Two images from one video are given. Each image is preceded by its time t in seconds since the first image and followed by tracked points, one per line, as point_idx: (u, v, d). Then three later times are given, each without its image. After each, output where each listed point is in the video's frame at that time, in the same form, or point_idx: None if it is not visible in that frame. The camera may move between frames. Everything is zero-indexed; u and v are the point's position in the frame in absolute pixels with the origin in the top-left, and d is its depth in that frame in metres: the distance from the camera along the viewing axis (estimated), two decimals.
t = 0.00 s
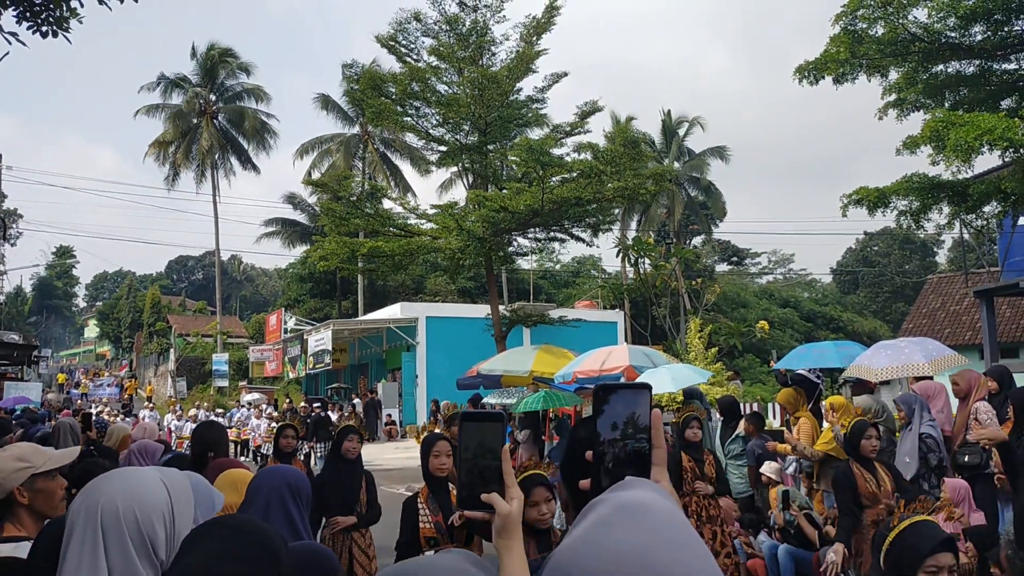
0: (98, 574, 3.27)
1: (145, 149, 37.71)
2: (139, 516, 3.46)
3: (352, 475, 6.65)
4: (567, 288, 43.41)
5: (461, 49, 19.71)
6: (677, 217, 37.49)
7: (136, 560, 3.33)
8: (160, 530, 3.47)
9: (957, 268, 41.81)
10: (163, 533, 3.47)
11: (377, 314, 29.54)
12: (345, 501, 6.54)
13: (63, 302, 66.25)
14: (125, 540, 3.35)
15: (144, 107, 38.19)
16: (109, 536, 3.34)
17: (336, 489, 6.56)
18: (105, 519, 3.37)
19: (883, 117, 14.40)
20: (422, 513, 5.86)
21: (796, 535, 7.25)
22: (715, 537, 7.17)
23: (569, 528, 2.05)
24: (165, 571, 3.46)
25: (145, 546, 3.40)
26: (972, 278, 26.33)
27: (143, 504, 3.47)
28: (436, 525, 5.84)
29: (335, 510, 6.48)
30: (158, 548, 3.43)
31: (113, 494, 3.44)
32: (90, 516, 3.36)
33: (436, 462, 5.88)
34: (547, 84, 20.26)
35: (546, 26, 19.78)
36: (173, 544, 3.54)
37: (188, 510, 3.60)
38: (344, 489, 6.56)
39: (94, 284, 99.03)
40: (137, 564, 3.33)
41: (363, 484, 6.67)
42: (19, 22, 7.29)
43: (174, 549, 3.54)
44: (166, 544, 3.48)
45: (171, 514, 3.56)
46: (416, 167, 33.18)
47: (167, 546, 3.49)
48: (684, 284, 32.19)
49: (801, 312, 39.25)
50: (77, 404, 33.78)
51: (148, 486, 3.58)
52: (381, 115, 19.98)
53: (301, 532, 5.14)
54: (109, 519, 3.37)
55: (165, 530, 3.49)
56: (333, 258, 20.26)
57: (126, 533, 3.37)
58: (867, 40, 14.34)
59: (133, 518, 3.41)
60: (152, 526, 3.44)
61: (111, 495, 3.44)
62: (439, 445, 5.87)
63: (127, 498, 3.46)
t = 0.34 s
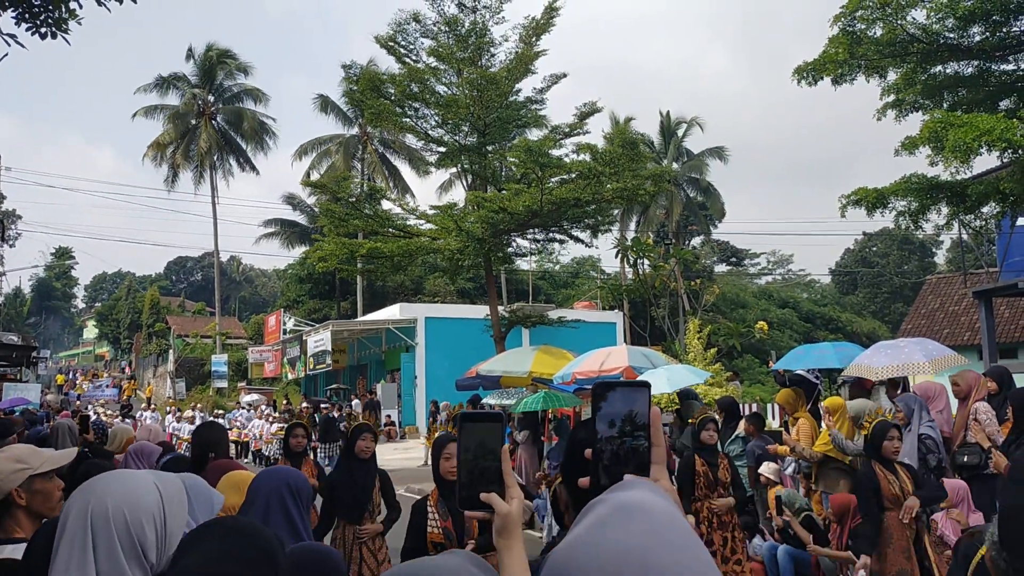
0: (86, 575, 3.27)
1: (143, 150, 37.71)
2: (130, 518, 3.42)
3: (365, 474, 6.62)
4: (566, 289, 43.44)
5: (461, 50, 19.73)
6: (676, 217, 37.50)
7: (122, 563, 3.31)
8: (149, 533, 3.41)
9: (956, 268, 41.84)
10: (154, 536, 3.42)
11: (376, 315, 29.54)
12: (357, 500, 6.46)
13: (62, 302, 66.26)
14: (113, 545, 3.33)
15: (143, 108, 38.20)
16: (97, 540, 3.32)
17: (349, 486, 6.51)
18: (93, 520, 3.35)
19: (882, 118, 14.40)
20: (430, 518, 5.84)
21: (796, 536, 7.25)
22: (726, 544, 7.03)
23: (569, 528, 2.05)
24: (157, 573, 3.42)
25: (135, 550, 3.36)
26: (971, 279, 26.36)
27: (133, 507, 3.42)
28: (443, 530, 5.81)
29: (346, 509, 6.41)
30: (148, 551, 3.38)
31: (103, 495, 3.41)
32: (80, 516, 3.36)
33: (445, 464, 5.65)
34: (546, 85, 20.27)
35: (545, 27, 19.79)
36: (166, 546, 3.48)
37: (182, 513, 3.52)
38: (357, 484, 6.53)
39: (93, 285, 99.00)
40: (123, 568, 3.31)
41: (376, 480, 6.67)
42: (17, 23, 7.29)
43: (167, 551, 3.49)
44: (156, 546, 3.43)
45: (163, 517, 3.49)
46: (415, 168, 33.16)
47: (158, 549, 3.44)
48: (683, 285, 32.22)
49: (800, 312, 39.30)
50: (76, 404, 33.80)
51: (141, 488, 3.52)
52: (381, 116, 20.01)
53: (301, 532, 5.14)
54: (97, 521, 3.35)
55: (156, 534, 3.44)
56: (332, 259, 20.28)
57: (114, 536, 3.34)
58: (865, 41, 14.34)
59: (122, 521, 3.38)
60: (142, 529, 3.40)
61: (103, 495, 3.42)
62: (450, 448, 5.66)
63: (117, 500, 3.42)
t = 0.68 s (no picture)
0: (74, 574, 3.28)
1: (142, 151, 37.68)
2: (120, 518, 3.41)
3: (370, 477, 6.54)
4: (565, 289, 43.46)
5: (460, 50, 19.74)
6: (675, 218, 37.51)
7: (111, 565, 3.31)
8: (139, 534, 3.40)
9: (955, 268, 41.87)
10: (143, 538, 3.41)
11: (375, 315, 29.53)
12: (364, 500, 6.44)
13: (60, 303, 66.16)
14: (102, 545, 3.33)
15: (142, 109, 38.19)
16: (86, 539, 3.33)
17: (355, 490, 6.45)
18: (83, 520, 3.34)
19: (881, 118, 14.40)
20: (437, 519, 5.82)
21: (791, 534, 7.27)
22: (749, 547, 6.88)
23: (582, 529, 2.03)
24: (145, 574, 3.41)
25: (124, 552, 3.36)
26: (970, 279, 26.39)
27: (122, 507, 3.40)
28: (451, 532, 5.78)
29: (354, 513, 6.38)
30: (137, 554, 3.38)
31: (94, 495, 3.40)
32: (70, 516, 3.35)
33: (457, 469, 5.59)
34: (545, 86, 20.27)
35: (544, 27, 19.78)
36: (156, 548, 3.46)
37: (173, 514, 3.49)
38: (363, 489, 6.46)
39: (92, 286, 98.93)
40: (112, 570, 3.31)
41: (383, 484, 6.57)
42: (16, 23, 7.28)
43: (157, 552, 3.47)
44: (146, 548, 3.42)
45: (154, 519, 3.46)
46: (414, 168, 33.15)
47: (147, 550, 3.42)
48: (682, 285, 32.24)
49: (799, 313, 39.36)
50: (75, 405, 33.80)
51: (132, 488, 3.49)
52: (380, 116, 20.01)
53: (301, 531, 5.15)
54: (87, 521, 3.35)
55: (146, 535, 3.42)
56: (331, 259, 20.28)
57: (103, 535, 3.34)
58: (864, 41, 14.34)
59: (111, 522, 3.37)
60: (132, 529, 3.39)
61: (93, 496, 3.40)
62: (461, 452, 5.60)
63: (107, 499, 3.41)
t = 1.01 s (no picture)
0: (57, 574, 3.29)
1: (140, 151, 37.65)
2: (106, 517, 3.40)
3: (380, 483, 6.33)
4: (564, 290, 43.48)
5: (458, 50, 19.77)
6: (673, 219, 37.54)
7: (94, 565, 3.31)
8: (124, 534, 3.39)
9: (952, 268, 41.95)
10: (128, 538, 3.40)
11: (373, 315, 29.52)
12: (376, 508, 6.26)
13: (58, 304, 66.00)
14: (85, 544, 3.33)
15: (140, 110, 38.16)
16: (69, 538, 3.33)
17: (366, 499, 6.25)
18: (67, 520, 3.34)
19: (879, 118, 14.40)
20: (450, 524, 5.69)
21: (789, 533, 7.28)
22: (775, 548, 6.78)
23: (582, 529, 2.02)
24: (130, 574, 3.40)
25: (108, 552, 3.35)
26: (967, 279, 26.43)
27: (107, 507, 3.39)
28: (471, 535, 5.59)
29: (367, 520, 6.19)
30: (120, 554, 3.37)
31: (80, 493, 3.40)
32: (54, 515, 3.35)
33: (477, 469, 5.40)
34: (543, 86, 20.26)
35: (542, 28, 19.78)
36: (141, 549, 3.45)
37: (160, 515, 3.47)
38: (374, 497, 6.25)
39: (90, 287, 98.84)
40: (94, 570, 3.31)
41: (394, 491, 6.37)
42: (13, 24, 7.28)
43: (142, 553, 3.46)
44: (131, 548, 3.41)
45: (139, 518, 3.45)
46: (412, 168, 33.14)
47: (132, 550, 3.41)
48: (680, 285, 32.25)
49: (796, 313, 39.40)
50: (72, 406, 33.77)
51: (119, 488, 3.48)
52: (378, 117, 20.01)
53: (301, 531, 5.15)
54: (71, 520, 3.34)
55: (131, 535, 3.41)
56: (329, 260, 20.26)
57: (87, 534, 3.34)
58: (862, 41, 14.37)
59: (95, 522, 3.36)
60: (116, 530, 3.38)
61: (78, 494, 3.40)
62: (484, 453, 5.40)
63: (92, 498, 3.39)
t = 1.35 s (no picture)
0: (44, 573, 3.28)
1: (136, 151, 37.59)
2: (93, 519, 3.39)
3: (391, 484, 6.32)
4: (561, 290, 43.50)
5: (454, 50, 19.79)
6: (670, 219, 37.59)
7: (81, 566, 3.30)
8: (111, 536, 3.38)
9: (948, 268, 42.03)
10: (115, 540, 3.39)
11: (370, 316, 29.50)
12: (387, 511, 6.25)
13: (54, 304, 65.91)
14: (72, 545, 3.32)
15: (136, 110, 38.11)
16: (56, 538, 3.32)
17: (377, 501, 6.23)
18: (54, 520, 3.34)
19: (876, 118, 14.42)
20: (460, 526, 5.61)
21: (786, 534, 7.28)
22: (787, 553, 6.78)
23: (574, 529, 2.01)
24: None
25: (95, 553, 3.34)
26: (964, 279, 26.47)
27: (94, 508, 3.38)
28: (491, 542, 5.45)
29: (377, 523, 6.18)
30: (107, 555, 3.36)
31: (67, 495, 3.39)
32: (42, 515, 3.36)
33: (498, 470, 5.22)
34: (539, 86, 20.26)
35: (539, 28, 19.78)
36: (128, 552, 3.43)
37: (148, 518, 3.46)
38: (385, 499, 6.24)
39: (86, 287, 98.78)
40: (81, 571, 3.29)
41: (404, 493, 6.37)
42: (8, 24, 7.27)
43: (130, 556, 3.44)
44: (118, 550, 3.40)
45: (127, 521, 3.44)
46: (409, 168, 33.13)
47: (119, 553, 3.40)
48: (677, 285, 32.27)
49: (793, 313, 39.44)
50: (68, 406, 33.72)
51: (107, 489, 3.47)
52: (374, 117, 20.01)
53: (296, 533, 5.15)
54: (58, 521, 3.34)
55: (118, 538, 3.40)
56: (326, 260, 20.24)
57: (74, 536, 3.33)
58: (858, 41, 14.38)
59: (81, 523, 3.35)
60: (103, 531, 3.37)
61: (65, 497, 3.39)
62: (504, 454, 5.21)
63: (81, 499, 3.39)
